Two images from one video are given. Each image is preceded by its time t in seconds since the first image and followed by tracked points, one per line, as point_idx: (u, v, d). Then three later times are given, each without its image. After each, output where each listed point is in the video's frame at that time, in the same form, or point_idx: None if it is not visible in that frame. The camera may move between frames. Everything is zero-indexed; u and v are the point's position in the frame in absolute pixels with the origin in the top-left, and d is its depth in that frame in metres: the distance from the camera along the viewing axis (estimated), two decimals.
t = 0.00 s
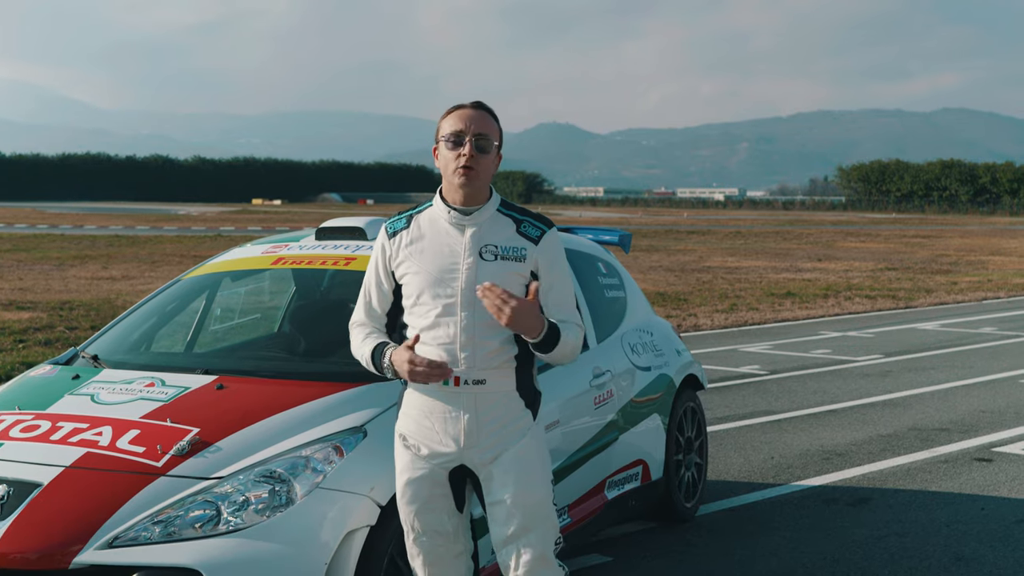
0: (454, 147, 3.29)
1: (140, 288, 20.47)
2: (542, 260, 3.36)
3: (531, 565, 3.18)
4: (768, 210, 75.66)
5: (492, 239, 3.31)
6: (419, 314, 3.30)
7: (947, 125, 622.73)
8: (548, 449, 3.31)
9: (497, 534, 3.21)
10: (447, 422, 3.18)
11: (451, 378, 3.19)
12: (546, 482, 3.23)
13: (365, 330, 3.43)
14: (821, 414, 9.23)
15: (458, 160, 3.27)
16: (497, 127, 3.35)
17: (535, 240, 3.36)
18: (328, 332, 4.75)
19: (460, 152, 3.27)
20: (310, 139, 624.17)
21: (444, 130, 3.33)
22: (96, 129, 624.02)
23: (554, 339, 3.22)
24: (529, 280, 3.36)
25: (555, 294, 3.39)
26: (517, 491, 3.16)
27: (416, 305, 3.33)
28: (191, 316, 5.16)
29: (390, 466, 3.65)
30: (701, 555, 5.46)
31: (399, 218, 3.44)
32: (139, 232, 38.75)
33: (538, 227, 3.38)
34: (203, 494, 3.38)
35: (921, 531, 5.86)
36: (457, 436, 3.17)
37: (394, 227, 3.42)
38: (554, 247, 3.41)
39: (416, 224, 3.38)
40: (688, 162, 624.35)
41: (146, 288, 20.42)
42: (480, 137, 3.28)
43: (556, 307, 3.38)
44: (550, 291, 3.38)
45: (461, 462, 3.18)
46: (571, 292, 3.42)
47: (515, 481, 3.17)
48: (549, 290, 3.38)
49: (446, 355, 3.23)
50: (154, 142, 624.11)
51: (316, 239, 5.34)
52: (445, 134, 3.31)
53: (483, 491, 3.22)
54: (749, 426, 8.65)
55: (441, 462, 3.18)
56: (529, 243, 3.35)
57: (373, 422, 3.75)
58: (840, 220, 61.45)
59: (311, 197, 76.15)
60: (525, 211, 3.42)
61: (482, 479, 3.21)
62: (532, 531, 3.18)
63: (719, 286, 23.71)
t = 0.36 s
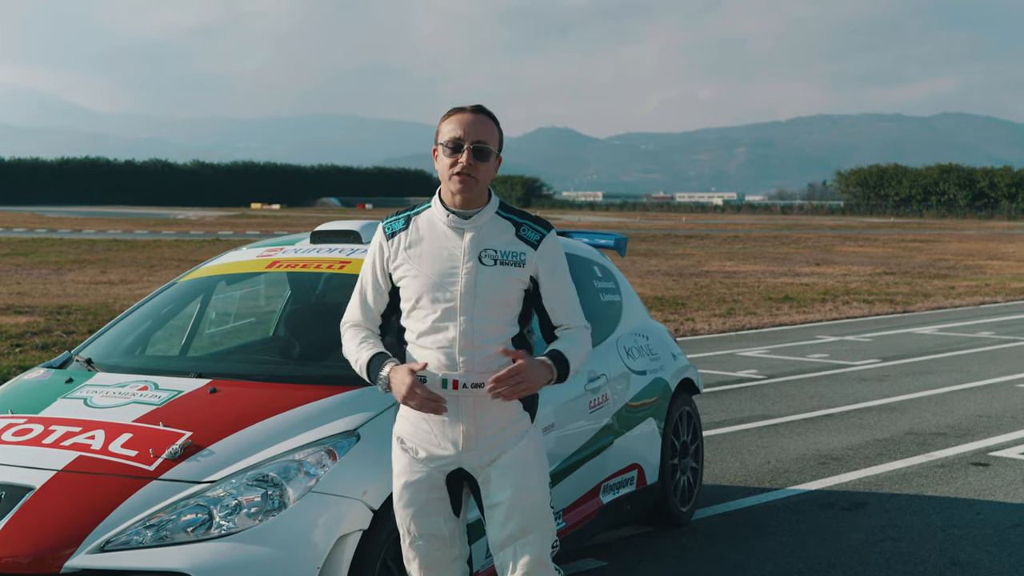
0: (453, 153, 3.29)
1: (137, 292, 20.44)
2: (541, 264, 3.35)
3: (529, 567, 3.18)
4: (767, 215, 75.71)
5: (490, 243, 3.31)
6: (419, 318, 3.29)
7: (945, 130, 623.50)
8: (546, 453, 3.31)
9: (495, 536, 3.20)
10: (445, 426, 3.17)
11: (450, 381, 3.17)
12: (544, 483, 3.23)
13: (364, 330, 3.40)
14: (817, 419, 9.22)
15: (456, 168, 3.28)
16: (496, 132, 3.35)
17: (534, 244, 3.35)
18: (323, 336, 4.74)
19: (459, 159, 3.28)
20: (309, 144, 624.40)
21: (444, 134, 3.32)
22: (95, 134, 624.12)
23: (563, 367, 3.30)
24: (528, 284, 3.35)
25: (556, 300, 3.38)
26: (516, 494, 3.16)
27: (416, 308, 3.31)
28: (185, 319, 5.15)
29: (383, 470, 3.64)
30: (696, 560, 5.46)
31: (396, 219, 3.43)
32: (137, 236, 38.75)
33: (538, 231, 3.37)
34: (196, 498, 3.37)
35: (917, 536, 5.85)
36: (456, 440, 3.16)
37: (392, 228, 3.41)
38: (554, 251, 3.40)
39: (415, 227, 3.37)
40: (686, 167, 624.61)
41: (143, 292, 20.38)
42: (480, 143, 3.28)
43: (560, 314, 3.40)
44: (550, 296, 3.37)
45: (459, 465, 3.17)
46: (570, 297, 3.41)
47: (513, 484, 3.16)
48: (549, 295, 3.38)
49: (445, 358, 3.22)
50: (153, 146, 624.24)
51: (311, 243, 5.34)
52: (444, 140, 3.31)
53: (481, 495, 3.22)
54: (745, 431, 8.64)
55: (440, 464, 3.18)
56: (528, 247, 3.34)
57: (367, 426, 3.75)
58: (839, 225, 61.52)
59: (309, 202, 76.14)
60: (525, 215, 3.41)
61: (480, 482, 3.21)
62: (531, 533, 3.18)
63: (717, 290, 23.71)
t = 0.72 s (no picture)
0: (445, 155, 3.30)
1: (135, 293, 20.43)
2: (535, 262, 3.33)
3: (526, 566, 3.17)
4: (766, 215, 75.72)
5: (485, 242, 3.30)
6: (416, 319, 3.30)
7: (944, 131, 623.87)
8: (543, 452, 3.30)
9: (491, 535, 3.19)
10: (442, 425, 3.17)
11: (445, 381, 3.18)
12: (541, 481, 3.22)
13: (362, 332, 3.41)
14: (814, 419, 9.22)
15: (448, 169, 3.28)
16: (488, 131, 3.35)
17: (527, 241, 3.34)
18: (319, 335, 4.73)
19: (451, 160, 3.28)
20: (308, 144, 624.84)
21: (436, 134, 3.34)
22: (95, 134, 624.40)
23: (514, 379, 3.18)
24: (522, 282, 3.33)
25: (550, 297, 3.36)
26: (512, 494, 3.15)
27: (413, 309, 3.32)
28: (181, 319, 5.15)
29: (377, 470, 3.64)
30: (693, 560, 5.45)
31: (392, 220, 3.43)
32: (135, 237, 38.75)
33: (531, 228, 3.36)
34: (190, 498, 3.37)
35: (913, 536, 5.85)
36: (452, 439, 3.16)
37: (387, 230, 3.41)
38: (548, 246, 3.38)
39: (409, 228, 3.37)
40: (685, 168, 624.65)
41: (142, 293, 20.35)
42: (472, 145, 3.28)
43: (548, 311, 3.35)
44: (545, 294, 3.35)
45: (456, 464, 3.17)
46: (567, 291, 3.40)
47: (509, 483, 3.16)
48: (542, 291, 3.36)
49: (442, 358, 3.25)
50: (152, 147, 624.08)
51: (307, 243, 5.34)
52: (436, 141, 3.32)
53: (477, 494, 3.22)
54: (743, 431, 8.63)
55: (437, 464, 3.17)
56: (522, 244, 3.33)
57: (362, 426, 3.75)
58: (837, 225, 61.60)
59: (308, 202, 76.15)
60: (519, 212, 3.41)
61: (477, 481, 3.20)
62: (526, 532, 3.17)
63: (715, 290, 23.72)
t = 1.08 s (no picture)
0: (441, 152, 3.28)
1: (133, 292, 20.41)
2: (533, 257, 3.33)
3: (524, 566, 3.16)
4: (766, 214, 75.72)
5: (482, 239, 3.29)
6: (412, 318, 3.29)
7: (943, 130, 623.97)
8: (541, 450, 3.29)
9: (488, 535, 3.19)
10: (439, 424, 3.16)
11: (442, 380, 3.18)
12: (540, 480, 3.22)
13: (358, 332, 3.40)
14: (812, 418, 9.21)
15: (444, 166, 3.27)
16: (483, 126, 3.35)
17: (524, 236, 3.33)
18: (317, 333, 4.73)
19: (447, 157, 3.27)
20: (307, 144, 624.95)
21: (430, 132, 3.33)
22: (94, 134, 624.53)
23: (513, 380, 3.17)
24: (520, 278, 3.33)
25: (548, 292, 3.35)
26: (510, 493, 3.14)
27: (409, 308, 3.31)
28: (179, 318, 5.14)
29: (375, 469, 3.63)
30: (692, 559, 5.44)
31: (388, 219, 3.43)
32: (134, 236, 38.74)
33: (528, 223, 3.35)
34: (188, 497, 3.36)
35: (913, 535, 5.85)
36: (450, 438, 3.15)
37: (384, 229, 3.41)
38: (546, 241, 3.37)
39: (405, 227, 3.36)
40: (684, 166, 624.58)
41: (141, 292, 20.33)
42: (469, 141, 3.27)
43: (547, 306, 3.34)
44: (543, 289, 3.34)
45: (453, 463, 3.16)
46: (567, 285, 3.39)
47: (507, 482, 3.14)
48: (541, 287, 3.35)
49: (439, 357, 3.25)
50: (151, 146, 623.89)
51: (305, 241, 5.33)
52: (431, 138, 3.30)
53: (474, 493, 3.21)
54: (741, 430, 8.62)
55: (434, 464, 3.17)
56: (519, 240, 3.32)
57: (360, 425, 3.74)
58: (836, 224, 61.62)
59: (307, 202, 76.08)
60: (516, 207, 3.39)
61: (474, 481, 3.19)
62: (524, 532, 3.17)
63: (715, 289, 23.71)
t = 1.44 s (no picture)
0: (445, 150, 3.28)
1: (132, 292, 20.40)
2: (532, 259, 3.32)
3: (524, 566, 3.16)
4: (765, 213, 75.71)
5: (481, 238, 3.28)
6: (411, 317, 3.29)
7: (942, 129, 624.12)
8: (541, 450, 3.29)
9: (489, 535, 3.18)
10: (440, 424, 3.15)
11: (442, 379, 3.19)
12: (540, 480, 3.22)
13: (357, 333, 3.39)
14: (811, 417, 9.21)
15: (448, 164, 3.27)
16: (486, 126, 3.35)
17: (523, 237, 3.33)
18: (315, 332, 4.72)
19: (451, 156, 3.27)
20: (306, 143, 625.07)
21: (434, 130, 3.32)
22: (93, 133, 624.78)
23: (512, 380, 3.17)
24: (520, 279, 3.32)
25: (547, 294, 3.35)
26: (511, 493, 3.14)
27: (408, 307, 3.30)
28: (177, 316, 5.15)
29: (373, 468, 3.62)
30: (691, 558, 5.44)
31: (386, 219, 3.42)
32: (133, 235, 38.74)
33: (528, 224, 3.35)
34: (185, 496, 3.35)
35: (911, 534, 5.84)
36: (450, 438, 3.15)
37: (382, 229, 3.40)
38: (545, 243, 3.37)
39: (404, 227, 3.36)
40: (683, 166, 624.47)
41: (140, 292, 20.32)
42: (473, 141, 3.27)
43: (546, 309, 3.34)
44: (541, 291, 3.34)
45: (453, 463, 3.15)
46: (565, 288, 3.39)
47: (508, 482, 3.14)
48: (540, 288, 3.35)
49: (438, 357, 3.24)
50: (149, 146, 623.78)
51: (303, 240, 5.32)
52: (435, 136, 3.30)
53: (474, 493, 3.20)
54: (740, 429, 8.62)
55: (434, 464, 3.16)
56: (518, 240, 3.32)
57: (358, 424, 3.73)
58: (835, 223, 61.62)
59: (306, 201, 76.06)
60: (515, 208, 3.39)
61: (474, 480, 3.18)
62: (524, 532, 3.16)
63: (714, 288, 23.71)
